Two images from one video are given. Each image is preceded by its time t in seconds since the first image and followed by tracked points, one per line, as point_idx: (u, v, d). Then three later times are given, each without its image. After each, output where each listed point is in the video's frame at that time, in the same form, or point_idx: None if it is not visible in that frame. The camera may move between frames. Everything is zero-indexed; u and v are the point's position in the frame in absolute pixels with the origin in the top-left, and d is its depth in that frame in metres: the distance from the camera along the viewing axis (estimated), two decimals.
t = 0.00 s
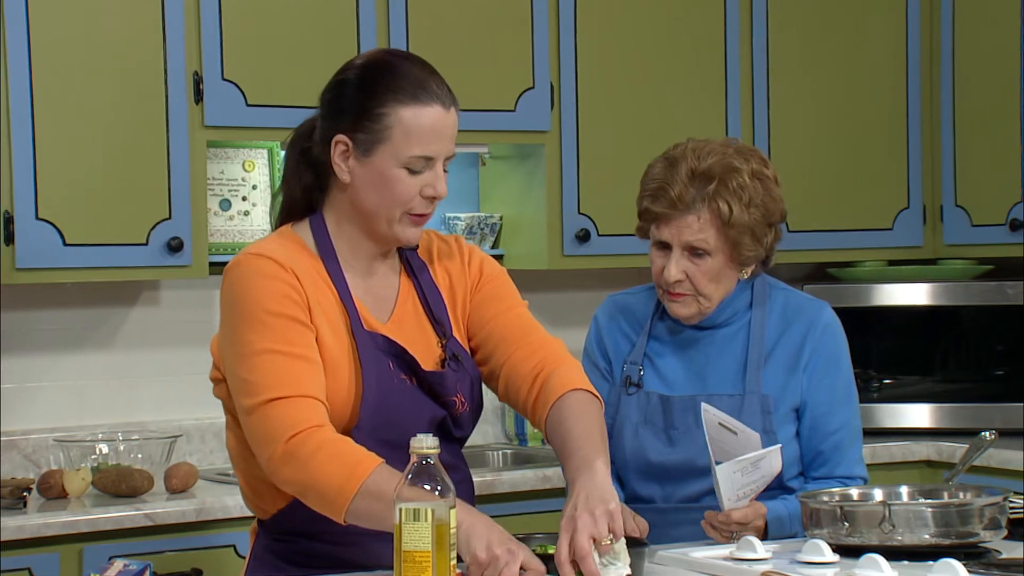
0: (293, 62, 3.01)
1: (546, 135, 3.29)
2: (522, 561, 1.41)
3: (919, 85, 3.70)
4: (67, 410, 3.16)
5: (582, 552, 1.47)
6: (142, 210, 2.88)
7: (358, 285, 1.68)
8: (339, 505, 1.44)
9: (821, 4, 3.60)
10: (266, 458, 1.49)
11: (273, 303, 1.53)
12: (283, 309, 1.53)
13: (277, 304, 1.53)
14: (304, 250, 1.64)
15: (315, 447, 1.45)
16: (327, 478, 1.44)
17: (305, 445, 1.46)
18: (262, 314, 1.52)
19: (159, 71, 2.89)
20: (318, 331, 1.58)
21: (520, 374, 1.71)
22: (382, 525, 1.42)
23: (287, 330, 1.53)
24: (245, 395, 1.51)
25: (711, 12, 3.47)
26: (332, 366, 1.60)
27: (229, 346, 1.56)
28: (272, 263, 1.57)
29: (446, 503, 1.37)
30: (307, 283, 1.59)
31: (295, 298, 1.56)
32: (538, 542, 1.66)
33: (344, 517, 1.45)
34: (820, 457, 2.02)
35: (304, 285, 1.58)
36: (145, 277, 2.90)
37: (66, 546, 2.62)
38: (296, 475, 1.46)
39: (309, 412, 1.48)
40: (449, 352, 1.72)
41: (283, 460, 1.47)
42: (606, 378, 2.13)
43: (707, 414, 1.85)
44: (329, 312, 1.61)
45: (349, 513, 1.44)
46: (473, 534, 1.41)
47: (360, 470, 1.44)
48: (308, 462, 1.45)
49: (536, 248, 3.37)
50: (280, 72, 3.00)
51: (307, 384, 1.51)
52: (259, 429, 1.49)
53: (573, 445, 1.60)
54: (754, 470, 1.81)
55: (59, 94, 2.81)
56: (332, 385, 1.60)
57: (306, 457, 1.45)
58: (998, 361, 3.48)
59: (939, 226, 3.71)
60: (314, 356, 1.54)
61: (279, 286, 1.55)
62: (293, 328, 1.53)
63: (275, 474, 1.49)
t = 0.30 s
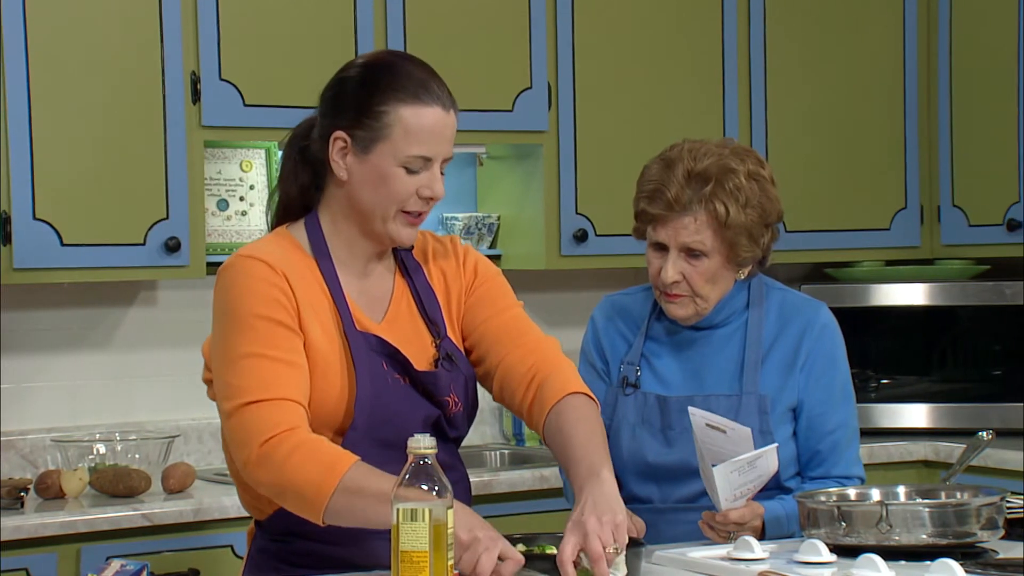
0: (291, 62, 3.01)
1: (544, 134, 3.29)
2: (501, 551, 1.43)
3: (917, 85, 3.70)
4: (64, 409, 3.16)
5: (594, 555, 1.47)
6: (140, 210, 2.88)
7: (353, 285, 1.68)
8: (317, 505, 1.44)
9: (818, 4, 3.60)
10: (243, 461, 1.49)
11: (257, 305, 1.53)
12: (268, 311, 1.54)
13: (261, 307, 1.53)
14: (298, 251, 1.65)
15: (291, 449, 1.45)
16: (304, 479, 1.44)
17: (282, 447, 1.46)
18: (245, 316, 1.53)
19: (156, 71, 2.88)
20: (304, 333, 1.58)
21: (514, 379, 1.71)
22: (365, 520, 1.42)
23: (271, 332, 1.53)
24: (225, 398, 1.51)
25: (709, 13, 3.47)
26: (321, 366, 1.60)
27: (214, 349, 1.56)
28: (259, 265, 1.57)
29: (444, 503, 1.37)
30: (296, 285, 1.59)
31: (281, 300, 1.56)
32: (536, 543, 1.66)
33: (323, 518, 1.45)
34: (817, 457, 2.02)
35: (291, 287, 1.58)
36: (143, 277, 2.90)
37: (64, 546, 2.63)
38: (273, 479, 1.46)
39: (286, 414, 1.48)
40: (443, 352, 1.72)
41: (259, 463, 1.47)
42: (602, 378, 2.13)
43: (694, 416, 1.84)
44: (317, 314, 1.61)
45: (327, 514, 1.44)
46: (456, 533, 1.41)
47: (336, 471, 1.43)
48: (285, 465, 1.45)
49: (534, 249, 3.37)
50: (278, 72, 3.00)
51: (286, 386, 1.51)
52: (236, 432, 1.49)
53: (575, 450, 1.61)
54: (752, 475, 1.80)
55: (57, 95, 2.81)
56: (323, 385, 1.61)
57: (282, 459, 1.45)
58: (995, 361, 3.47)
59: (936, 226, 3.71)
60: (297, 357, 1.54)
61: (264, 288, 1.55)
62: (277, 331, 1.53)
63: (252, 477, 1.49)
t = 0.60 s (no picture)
0: (289, 61, 3.01)
1: (542, 134, 3.29)
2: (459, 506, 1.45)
3: (916, 85, 3.70)
4: (62, 410, 3.16)
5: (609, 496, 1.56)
6: (138, 210, 2.88)
7: (354, 286, 1.69)
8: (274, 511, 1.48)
9: (816, 4, 3.60)
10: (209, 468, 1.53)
11: (226, 317, 1.54)
12: (246, 323, 1.53)
13: (231, 319, 1.54)
14: (299, 253, 1.65)
15: (241, 463, 1.48)
16: (255, 489, 1.47)
17: (235, 461, 1.48)
18: (217, 327, 1.54)
19: (155, 70, 2.88)
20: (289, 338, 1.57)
21: (534, 389, 1.78)
22: (325, 507, 1.47)
23: (242, 344, 1.53)
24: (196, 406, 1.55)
25: (708, 13, 3.47)
26: (321, 368, 1.60)
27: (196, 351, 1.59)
28: (240, 270, 1.57)
29: (442, 503, 1.37)
30: (279, 290, 1.57)
31: (258, 309, 1.54)
32: (536, 543, 1.67)
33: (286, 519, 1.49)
34: (815, 457, 2.02)
35: (274, 293, 1.56)
36: (141, 277, 2.90)
37: (63, 546, 2.63)
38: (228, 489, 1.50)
39: (241, 427, 1.49)
40: (447, 351, 1.73)
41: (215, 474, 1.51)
42: (601, 379, 2.13)
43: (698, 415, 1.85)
44: (307, 318, 1.59)
45: (291, 510, 1.47)
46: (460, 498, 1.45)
47: (282, 488, 1.46)
48: (235, 477, 1.48)
49: (532, 249, 3.37)
50: (276, 72, 3.00)
51: (248, 399, 1.51)
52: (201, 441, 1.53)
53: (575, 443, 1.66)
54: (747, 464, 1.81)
55: (55, 94, 2.81)
56: (323, 387, 1.60)
57: (233, 473, 1.48)
58: (993, 361, 3.47)
59: (935, 226, 3.71)
60: (269, 367, 1.53)
61: (236, 298, 1.55)
62: (248, 342, 1.53)
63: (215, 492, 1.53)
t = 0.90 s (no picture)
0: (286, 62, 3.01)
1: (539, 134, 3.29)
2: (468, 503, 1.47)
3: (913, 85, 3.70)
4: (59, 410, 3.15)
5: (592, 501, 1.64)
6: (135, 210, 2.88)
7: (352, 284, 1.69)
8: (268, 517, 1.52)
9: (813, 4, 3.60)
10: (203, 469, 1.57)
11: (223, 321, 1.55)
12: (254, 328, 1.54)
13: (228, 323, 1.55)
14: (297, 252, 1.65)
15: (237, 471, 1.51)
16: (250, 496, 1.52)
17: (232, 467, 1.51)
18: (213, 331, 1.55)
19: (152, 71, 2.88)
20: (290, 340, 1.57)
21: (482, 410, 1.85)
22: (317, 515, 1.52)
23: (239, 349, 1.54)
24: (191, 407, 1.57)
25: (705, 13, 3.47)
26: (326, 366, 1.60)
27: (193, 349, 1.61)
28: (235, 271, 1.57)
29: (439, 504, 1.39)
30: (278, 292, 1.57)
31: (255, 312, 1.55)
32: (532, 543, 1.67)
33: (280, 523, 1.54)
34: (812, 457, 2.02)
35: (274, 296, 1.57)
36: (138, 277, 2.90)
37: (60, 546, 2.63)
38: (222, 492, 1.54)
39: (238, 436, 1.52)
40: (446, 348, 1.74)
41: (210, 478, 1.54)
42: (598, 379, 2.13)
43: (693, 416, 1.81)
44: (309, 318, 1.60)
45: (285, 517, 1.52)
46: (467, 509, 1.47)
47: (278, 499, 1.50)
48: (230, 483, 1.52)
49: (529, 248, 3.37)
50: (272, 72, 2.99)
51: (245, 405, 1.53)
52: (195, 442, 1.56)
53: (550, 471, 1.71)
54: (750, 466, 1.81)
55: (52, 95, 2.81)
56: (323, 386, 1.60)
57: (229, 479, 1.52)
58: (990, 361, 3.48)
59: (932, 226, 3.70)
60: (269, 372, 1.54)
61: (234, 302, 1.55)
62: (246, 346, 1.54)
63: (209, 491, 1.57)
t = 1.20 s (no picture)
0: (282, 62, 3.01)
1: (536, 135, 3.29)
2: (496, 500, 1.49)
3: (909, 85, 3.70)
4: (55, 410, 3.15)
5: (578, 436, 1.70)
6: (131, 210, 2.88)
7: (343, 276, 1.70)
8: (289, 513, 1.51)
9: (808, 4, 3.60)
10: (217, 468, 1.55)
11: (228, 317, 1.55)
12: (257, 321, 1.54)
13: (232, 318, 1.54)
14: (289, 247, 1.66)
15: (259, 465, 1.50)
16: (273, 491, 1.51)
17: (254, 461, 1.51)
18: (217, 328, 1.55)
19: (148, 71, 2.88)
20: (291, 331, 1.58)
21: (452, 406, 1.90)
22: (336, 515, 1.51)
23: (247, 342, 1.54)
24: (200, 406, 1.56)
25: (700, 13, 3.48)
26: (324, 357, 1.61)
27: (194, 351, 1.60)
28: (232, 267, 1.58)
29: (435, 503, 1.39)
30: (278, 284, 1.58)
31: (258, 305, 1.55)
32: (528, 543, 1.68)
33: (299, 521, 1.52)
34: (808, 457, 2.02)
35: (274, 288, 1.57)
36: (134, 277, 2.90)
37: (55, 547, 2.62)
38: (240, 490, 1.53)
39: (259, 428, 1.51)
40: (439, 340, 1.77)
41: (229, 475, 1.53)
42: (594, 379, 2.14)
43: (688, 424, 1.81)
44: (309, 308, 1.61)
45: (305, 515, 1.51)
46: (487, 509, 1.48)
47: (302, 492, 1.50)
48: (253, 479, 1.51)
49: (525, 248, 3.37)
50: (267, 72, 2.99)
51: (259, 398, 1.53)
52: (208, 441, 1.55)
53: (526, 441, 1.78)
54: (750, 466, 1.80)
55: (48, 94, 2.81)
56: (321, 378, 1.61)
57: (251, 474, 1.51)
58: (985, 361, 3.48)
59: (927, 226, 3.71)
60: (276, 364, 1.55)
61: (239, 295, 1.55)
62: (253, 340, 1.54)
63: (225, 488, 1.55)
